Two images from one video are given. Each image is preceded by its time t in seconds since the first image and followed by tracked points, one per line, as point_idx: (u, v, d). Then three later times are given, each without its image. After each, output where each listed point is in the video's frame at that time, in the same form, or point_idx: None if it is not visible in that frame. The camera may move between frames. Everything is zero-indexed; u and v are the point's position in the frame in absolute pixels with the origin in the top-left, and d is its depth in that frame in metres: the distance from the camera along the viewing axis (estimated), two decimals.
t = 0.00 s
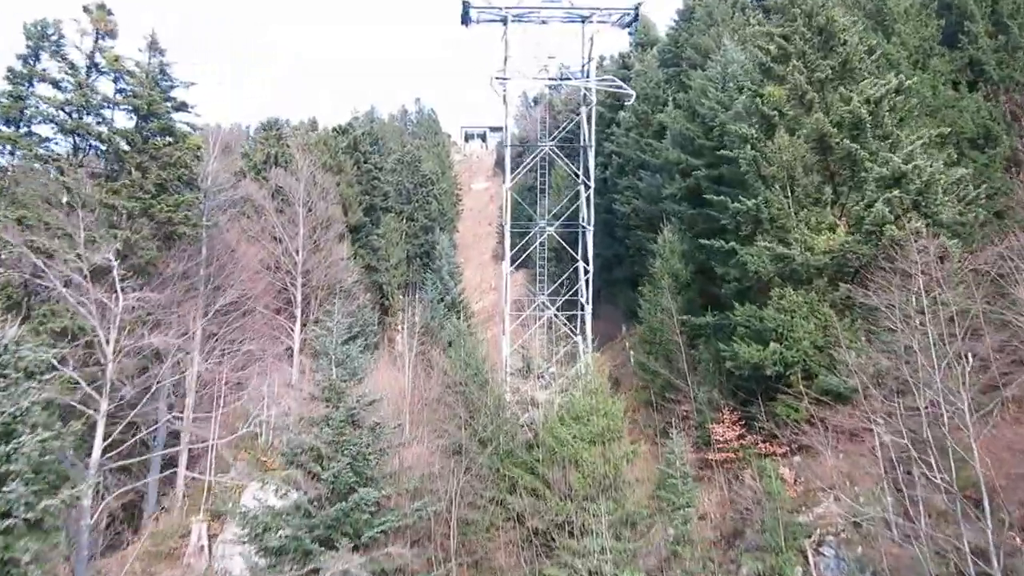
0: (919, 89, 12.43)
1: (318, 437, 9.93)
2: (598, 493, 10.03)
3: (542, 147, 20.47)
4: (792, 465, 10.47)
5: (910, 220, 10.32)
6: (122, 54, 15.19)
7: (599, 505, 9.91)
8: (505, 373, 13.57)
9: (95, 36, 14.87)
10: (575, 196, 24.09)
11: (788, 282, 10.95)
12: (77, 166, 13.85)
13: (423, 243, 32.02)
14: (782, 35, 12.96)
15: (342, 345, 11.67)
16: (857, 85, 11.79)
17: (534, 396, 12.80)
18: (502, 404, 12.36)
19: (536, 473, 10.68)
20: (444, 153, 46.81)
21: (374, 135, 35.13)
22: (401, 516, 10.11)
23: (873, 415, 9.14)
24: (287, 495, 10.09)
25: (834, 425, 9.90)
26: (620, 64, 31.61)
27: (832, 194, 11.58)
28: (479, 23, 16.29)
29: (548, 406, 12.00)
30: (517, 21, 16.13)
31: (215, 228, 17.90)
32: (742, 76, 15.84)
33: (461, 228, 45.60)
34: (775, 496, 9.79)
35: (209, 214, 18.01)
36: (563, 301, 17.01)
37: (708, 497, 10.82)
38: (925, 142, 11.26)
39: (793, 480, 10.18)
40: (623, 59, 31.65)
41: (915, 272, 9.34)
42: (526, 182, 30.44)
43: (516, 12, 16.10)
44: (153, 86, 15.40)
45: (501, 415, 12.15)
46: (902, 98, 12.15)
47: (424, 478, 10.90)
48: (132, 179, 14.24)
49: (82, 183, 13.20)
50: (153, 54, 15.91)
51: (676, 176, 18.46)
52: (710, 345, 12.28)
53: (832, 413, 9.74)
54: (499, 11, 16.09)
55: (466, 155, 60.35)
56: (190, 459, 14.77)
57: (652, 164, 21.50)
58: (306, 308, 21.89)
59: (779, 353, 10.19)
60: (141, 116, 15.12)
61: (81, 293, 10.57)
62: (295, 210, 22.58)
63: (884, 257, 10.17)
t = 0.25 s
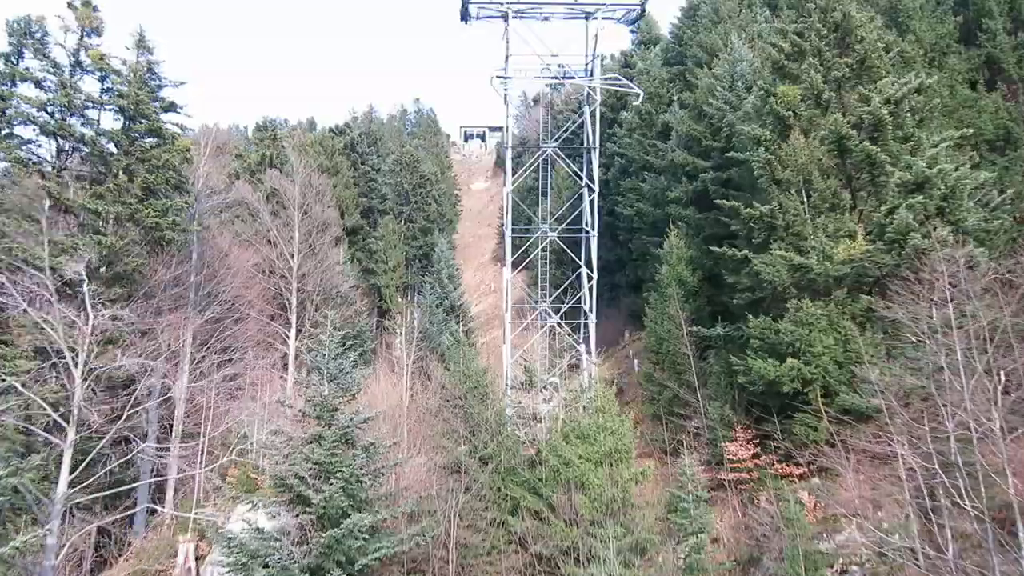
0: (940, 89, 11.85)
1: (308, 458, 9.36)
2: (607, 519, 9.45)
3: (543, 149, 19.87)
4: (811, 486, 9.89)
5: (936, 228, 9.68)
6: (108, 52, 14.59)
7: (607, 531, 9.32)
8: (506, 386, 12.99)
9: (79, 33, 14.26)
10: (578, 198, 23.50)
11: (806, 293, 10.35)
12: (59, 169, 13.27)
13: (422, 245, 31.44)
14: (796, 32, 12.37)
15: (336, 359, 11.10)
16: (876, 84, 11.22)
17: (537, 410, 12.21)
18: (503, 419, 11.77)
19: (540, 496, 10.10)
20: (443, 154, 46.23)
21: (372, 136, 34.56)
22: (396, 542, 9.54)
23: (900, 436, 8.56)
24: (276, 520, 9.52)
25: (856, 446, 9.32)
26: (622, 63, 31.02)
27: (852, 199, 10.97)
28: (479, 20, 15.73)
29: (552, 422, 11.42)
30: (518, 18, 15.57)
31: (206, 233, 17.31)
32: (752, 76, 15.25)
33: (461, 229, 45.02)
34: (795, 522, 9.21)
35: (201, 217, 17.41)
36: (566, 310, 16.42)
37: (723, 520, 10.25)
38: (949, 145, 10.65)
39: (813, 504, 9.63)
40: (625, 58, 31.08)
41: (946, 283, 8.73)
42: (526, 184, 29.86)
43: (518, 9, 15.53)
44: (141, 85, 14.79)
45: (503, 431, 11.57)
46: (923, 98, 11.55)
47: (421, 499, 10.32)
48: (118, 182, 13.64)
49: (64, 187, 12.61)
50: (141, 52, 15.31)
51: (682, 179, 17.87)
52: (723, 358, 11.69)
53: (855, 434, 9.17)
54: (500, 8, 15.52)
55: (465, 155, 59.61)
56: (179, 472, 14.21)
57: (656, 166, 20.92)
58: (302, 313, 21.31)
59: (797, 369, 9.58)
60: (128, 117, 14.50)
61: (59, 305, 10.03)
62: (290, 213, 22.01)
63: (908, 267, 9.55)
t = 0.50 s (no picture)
0: (964, 88, 11.24)
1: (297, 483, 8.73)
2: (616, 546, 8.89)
3: (545, 150, 19.28)
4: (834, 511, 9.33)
5: (964, 236, 9.07)
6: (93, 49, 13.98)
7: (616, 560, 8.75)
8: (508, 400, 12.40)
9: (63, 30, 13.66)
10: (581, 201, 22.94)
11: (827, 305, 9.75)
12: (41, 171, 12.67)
13: (421, 248, 30.85)
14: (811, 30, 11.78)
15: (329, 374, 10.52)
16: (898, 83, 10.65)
17: (541, 426, 11.63)
18: (506, 436, 11.17)
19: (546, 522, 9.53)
20: (443, 154, 45.61)
21: (371, 136, 33.96)
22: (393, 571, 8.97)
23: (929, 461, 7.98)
24: (265, 547, 8.94)
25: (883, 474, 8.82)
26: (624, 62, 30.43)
27: (874, 205, 10.36)
28: (480, 17, 15.16)
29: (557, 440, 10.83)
30: (520, 15, 14.98)
31: (197, 237, 16.71)
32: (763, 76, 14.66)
33: (461, 230, 44.41)
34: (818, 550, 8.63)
35: (192, 222, 16.79)
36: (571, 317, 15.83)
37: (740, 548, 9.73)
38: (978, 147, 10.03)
39: (835, 531, 9.07)
40: (628, 57, 30.48)
41: (980, 296, 8.12)
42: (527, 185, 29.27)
43: (520, 6, 14.95)
44: (127, 84, 14.16)
45: (505, 447, 11.00)
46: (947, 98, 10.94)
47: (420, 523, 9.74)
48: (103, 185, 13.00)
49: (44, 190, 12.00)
50: (128, 50, 14.69)
51: (690, 182, 17.28)
52: (737, 372, 11.11)
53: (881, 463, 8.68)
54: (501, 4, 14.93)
55: (465, 155, 58.96)
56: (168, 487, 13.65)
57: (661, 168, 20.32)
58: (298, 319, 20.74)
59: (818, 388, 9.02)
60: (115, 118, 13.86)
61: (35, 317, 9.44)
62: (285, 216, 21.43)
63: (935, 278, 8.94)
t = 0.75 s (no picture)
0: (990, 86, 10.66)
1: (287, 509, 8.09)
2: None
3: (547, 151, 18.70)
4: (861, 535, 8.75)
5: (997, 243, 8.47)
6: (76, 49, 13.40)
7: None
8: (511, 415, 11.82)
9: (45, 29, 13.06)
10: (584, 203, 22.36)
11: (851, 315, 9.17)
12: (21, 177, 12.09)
13: (421, 250, 30.26)
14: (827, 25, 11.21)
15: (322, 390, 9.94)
16: (921, 80, 10.07)
17: (546, 442, 11.05)
18: (509, 454, 10.59)
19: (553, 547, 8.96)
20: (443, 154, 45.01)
21: (368, 136, 33.37)
22: None
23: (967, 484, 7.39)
24: None
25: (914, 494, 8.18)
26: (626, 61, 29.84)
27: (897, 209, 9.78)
28: (480, 14, 14.58)
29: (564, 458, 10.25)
30: (522, 12, 14.41)
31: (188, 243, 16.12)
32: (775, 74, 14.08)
33: (461, 231, 43.82)
34: None
35: (183, 227, 16.20)
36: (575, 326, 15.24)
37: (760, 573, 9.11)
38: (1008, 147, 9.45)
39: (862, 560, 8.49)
40: (630, 55, 29.90)
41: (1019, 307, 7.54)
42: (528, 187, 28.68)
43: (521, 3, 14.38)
44: (112, 85, 13.58)
45: (507, 466, 10.41)
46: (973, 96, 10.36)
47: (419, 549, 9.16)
48: (86, 191, 12.41)
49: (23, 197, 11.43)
50: (113, 50, 14.12)
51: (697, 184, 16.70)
52: (753, 385, 10.53)
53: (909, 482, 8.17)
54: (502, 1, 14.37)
55: (464, 155, 58.31)
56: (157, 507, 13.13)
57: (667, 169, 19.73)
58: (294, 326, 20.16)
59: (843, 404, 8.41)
60: (100, 120, 13.26)
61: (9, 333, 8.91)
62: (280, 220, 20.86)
63: (968, 288, 8.35)
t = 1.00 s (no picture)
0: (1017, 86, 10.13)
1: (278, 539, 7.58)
2: None
3: (549, 153, 18.15)
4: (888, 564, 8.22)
5: None
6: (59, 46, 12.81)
7: None
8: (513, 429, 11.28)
9: (26, 26, 12.48)
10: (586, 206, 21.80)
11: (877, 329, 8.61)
12: None
13: (420, 253, 29.71)
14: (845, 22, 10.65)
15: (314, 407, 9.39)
16: (946, 79, 9.52)
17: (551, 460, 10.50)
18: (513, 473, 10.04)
19: None
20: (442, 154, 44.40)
21: (367, 136, 32.79)
22: None
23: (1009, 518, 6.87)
24: None
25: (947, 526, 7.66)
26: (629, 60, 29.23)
27: (921, 215, 9.24)
28: (480, 11, 14.02)
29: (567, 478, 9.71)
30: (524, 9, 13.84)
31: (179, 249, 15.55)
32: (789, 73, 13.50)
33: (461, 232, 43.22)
34: None
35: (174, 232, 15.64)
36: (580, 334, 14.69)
37: None
38: None
39: None
40: (633, 54, 29.28)
41: None
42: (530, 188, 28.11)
43: None
44: (97, 85, 12.99)
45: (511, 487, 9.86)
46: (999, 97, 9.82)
47: None
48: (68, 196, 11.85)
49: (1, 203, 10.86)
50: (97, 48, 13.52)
51: (705, 187, 16.12)
52: (770, 401, 9.98)
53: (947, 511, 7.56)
54: None
55: (464, 155, 57.66)
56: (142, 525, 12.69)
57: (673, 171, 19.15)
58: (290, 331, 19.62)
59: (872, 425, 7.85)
60: (83, 121, 12.67)
61: None
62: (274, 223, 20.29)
63: (1005, 301, 7.79)
